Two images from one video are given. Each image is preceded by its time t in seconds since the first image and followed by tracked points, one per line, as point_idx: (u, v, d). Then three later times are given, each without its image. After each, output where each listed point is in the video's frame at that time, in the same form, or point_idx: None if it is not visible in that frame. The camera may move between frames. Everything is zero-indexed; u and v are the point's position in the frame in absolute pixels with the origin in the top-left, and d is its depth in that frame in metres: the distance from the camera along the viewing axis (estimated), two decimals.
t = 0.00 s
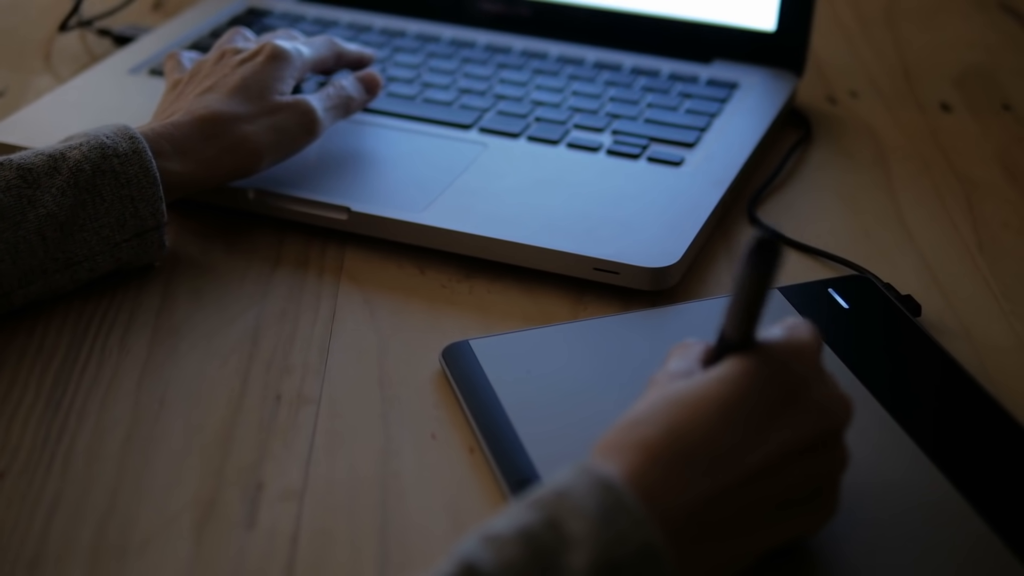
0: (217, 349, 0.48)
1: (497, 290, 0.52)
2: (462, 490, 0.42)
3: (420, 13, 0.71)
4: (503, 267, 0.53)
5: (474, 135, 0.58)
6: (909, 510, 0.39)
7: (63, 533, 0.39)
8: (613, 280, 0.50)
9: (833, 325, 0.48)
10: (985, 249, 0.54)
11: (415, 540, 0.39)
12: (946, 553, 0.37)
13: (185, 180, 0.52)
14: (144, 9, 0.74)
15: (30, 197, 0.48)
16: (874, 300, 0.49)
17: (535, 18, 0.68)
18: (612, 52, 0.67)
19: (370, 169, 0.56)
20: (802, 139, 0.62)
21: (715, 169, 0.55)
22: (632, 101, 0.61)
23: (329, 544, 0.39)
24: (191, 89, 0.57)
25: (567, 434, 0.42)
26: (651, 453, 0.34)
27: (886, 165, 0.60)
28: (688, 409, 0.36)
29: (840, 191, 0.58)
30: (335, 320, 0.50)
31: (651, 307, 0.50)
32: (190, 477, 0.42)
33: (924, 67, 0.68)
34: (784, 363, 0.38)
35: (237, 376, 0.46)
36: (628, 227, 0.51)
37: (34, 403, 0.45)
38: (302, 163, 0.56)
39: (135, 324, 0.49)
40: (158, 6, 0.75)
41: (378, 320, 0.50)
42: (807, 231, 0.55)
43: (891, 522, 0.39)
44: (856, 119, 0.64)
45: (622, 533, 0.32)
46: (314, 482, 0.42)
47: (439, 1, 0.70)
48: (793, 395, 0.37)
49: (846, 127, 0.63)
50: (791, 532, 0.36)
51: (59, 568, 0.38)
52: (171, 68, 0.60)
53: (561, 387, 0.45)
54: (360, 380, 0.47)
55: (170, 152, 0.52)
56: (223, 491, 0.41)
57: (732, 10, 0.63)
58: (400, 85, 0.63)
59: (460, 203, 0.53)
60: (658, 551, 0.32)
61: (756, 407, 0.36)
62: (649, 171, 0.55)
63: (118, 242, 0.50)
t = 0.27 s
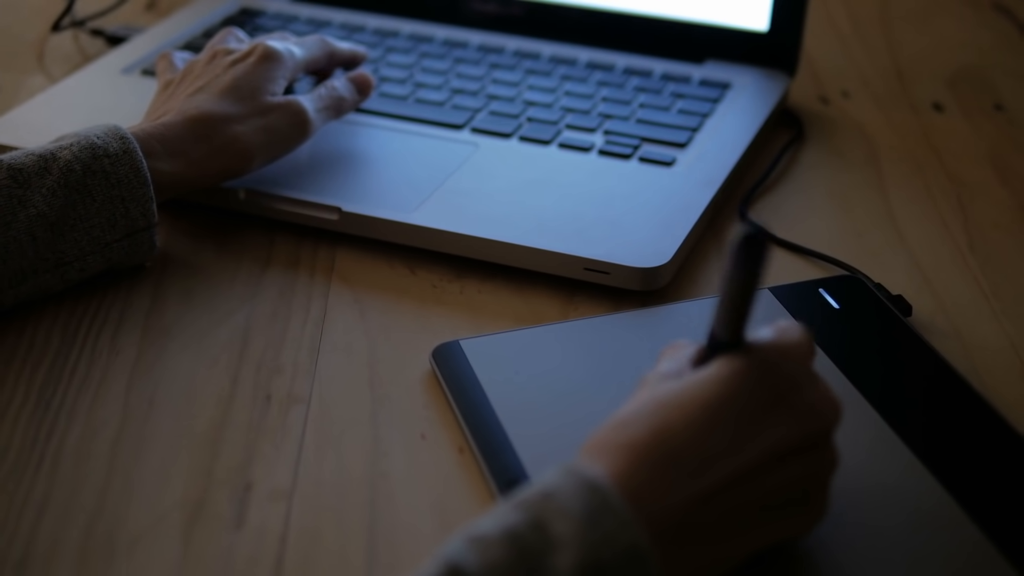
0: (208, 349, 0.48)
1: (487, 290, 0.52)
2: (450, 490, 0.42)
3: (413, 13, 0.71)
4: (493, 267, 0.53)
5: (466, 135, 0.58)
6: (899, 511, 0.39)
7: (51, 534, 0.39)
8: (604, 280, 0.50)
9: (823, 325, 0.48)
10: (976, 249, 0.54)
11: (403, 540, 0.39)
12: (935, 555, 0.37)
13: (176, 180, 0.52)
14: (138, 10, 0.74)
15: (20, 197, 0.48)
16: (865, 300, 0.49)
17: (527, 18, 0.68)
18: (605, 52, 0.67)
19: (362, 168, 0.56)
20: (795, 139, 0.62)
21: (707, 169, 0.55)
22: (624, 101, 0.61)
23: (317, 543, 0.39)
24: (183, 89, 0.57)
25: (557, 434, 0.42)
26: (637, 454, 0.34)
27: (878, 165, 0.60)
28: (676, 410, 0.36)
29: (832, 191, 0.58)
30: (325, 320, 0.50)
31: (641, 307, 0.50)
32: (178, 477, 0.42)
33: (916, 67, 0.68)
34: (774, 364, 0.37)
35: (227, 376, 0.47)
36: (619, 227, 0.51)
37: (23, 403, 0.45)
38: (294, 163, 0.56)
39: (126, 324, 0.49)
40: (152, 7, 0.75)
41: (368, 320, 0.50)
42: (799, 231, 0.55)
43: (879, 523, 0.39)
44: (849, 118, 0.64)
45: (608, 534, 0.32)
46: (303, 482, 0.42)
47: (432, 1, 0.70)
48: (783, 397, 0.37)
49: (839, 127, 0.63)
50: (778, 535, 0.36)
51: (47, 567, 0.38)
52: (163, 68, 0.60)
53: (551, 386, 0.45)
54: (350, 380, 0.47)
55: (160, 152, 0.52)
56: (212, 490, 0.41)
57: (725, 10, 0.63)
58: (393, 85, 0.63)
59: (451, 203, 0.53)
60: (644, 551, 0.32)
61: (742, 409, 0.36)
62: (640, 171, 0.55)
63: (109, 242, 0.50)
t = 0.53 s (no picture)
0: (197, 349, 0.48)
1: (477, 290, 0.52)
2: (438, 490, 0.42)
3: (406, 13, 0.71)
4: (483, 267, 0.53)
5: (457, 135, 0.58)
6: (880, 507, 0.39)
7: (38, 534, 0.39)
8: (593, 280, 0.50)
9: (811, 325, 0.48)
10: (967, 249, 0.54)
11: (391, 540, 0.39)
12: (915, 551, 0.37)
13: (166, 180, 0.52)
14: (130, 10, 0.74)
15: (10, 197, 0.48)
16: (854, 300, 0.49)
17: (520, 17, 0.68)
18: (597, 52, 0.67)
19: (353, 168, 0.56)
20: (786, 139, 0.62)
21: (698, 169, 0.55)
22: (615, 101, 0.61)
23: (305, 543, 0.39)
24: (173, 89, 0.57)
25: (544, 434, 0.42)
26: (611, 451, 0.34)
27: (870, 165, 0.60)
28: (639, 404, 0.36)
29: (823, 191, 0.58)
30: (315, 320, 0.50)
31: (630, 307, 0.50)
32: (166, 477, 0.42)
33: (909, 67, 0.68)
34: (726, 343, 0.37)
35: (215, 376, 0.47)
36: (609, 227, 0.51)
37: (12, 403, 0.45)
38: (285, 163, 0.56)
39: (115, 324, 0.49)
40: (144, 6, 0.75)
41: (357, 320, 0.50)
42: (790, 231, 0.55)
43: (858, 517, 0.39)
44: (841, 119, 0.64)
45: (594, 530, 0.32)
46: (291, 482, 0.42)
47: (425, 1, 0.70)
48: (738, 374, 0.37)
49: (831, 127, 0.63)
50: (752, 512, 0.36)
51: (34, 567, 0.38)
52: (154, 68, 0.60)
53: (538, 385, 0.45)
54: (339, 380, 0.47)
55: (151, 152, 0.52)
56: (199, 490, 0.41)
57: (717, 10, 0.63)
58: (385, 85, 0.63)
59: (441, 203, 0.53)
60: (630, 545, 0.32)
61: (699, 393, 0.36)
62: (631, 171, 0.55)
63: (99, 242, 0.50)
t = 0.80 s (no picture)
0: (185, 349, 0.48)
1: (466, 290, 0.52)
2: (424, 489, 0.42)
3: (397, 13, 0.71)
4: (473, 267, 0.53)
5: (448, 135, 0.58)
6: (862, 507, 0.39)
7: (24, 535, 0.39)
8: (583, 280, 0.50)
9: (801, 324, 0.48)
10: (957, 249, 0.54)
11: (377, 541, 0.39)
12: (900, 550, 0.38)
13: (155, 180, 0.52)
14: (123, 10, 0.74)
15: None
16: (843, 299, 0.49)
17: (511, 18, 0.68)
18: (589, 52, 0.67)
19: (343, 168, 0.56)
20: (777, 139, 0.62)
21: (688, 169, 0.55)
22: (606, 101, 0.61)
23: (291, 544, 0.39)
24: (164, 89, 0.57)
25: (531, 433, 0.42)
26: (603, 452, 0.34)
27: (861, 165, 0.60)
28: (637, 404, 0.36)
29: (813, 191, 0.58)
30: (304, 320, 0.50)
31: (620, 307, 0.50)
32: (153, 478, 0.42)
33: (900, 68, 0.68)
34: (728, 351, 0.38)
35: (204, 376, 0.47)
36: (599, 227, 0.51)
37: None
38: (275, 163, 0.56)
39: (104, 324, 0.49)
40: (137, 6, 0.75)
41: (347, 320, 0.50)
42: (780, 231, 0.55)
43: (841, 518, 0.39)
44: (832, 119, 0.64)
45: (580, 535, 0.32)
46: (277, 482, 0.42)
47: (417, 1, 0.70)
48: (738, 383, 0.37)
49: (822, 127, 0.63)
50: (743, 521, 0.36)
51: (20, 568, 0.38)
52: (145, 68, 0.60)
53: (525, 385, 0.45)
54: (327, 380, 0.47)
55: (140, 152, 0.52)
56: (186, 491, 0.41)
57: (708, 11, 0.63)
58: (376, 85, 0.63)
59: (431, 203, 0.53)
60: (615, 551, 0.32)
61: (700, 398, 0.36)
62: (621, 171, 0.55)
63: (88, 242, 0.50)
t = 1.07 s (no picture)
0: (176, 349, 0.48)
1: (458, 290, 0.52)
2: (413, 490, 0.42)
3: (391, 13, 0.71)
4: (465, 268, 0.53)
5: (440, 135, 0.58)
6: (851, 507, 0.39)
7: (13, 536, 0.39)
8: (574, 280, 0.50)
9: (791, 325, 0.48)
10: (949, 249, 0.54)
11: (365, 542, 0.39)
12: (889, 550, 0.38)
13: (146, 180, 0.52)
14: (117, 10, 0.74)
15: None
16: (834, 299, 0.49)
17: (504, 17, 0.68)
18: (582, 52, 0.67)
19: (335, 168, 0.56)
20: (770, 139, 0.62)
21: (681, 169, 0.55)
22: (599, 101, 0.61)
23: (280, 544, 0.39)
24: (155, 89, 0.57)
25: (520, 434, 0.42)
26: (585, 454, 0.34)
27: (853, 165, 0.60)
28: (625, 408, 0.36)
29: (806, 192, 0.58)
30: (294, 320, 0.50)
31: (611, 307, 0.50)
32: (143, 478, 0.42)
33: (893, 68, 0.68)
34: (722, 354, 0.37)
35: (194, 376, 0.47)
36: (591, 227, 0.51)
37: None
38: (267, 163, 0.56)
39: (94, 324, 0.49)
40: (131, 7, 0.75)
41: (338, 320, 0.50)
42: (772, 231, 0.55)
43: (835, 523, 0.39)
44: (825, 119, 0.64)
45: (561, 532, 0.32)
46: (267, 483, 0.42)
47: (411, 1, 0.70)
48: (729, 388, 0.37)
49: (815, 127, 0.63)
50: (735, 530, 0.36)
51: (8, 568, 0.38)
52: (137, 68, 0.60)
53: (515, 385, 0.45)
54: (318, 380, 0.46)
55: (131, 152, 0.52)
56: (176, 492, 0.41)
57: (701, 10, 0.63)
58: (369, 85, 0.63)
59: (423, 204, 0.53)
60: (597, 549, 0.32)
61: (688, 402, 0.36)
62: (613, 171, 0.55)
63: (79, 242, 0.50)
